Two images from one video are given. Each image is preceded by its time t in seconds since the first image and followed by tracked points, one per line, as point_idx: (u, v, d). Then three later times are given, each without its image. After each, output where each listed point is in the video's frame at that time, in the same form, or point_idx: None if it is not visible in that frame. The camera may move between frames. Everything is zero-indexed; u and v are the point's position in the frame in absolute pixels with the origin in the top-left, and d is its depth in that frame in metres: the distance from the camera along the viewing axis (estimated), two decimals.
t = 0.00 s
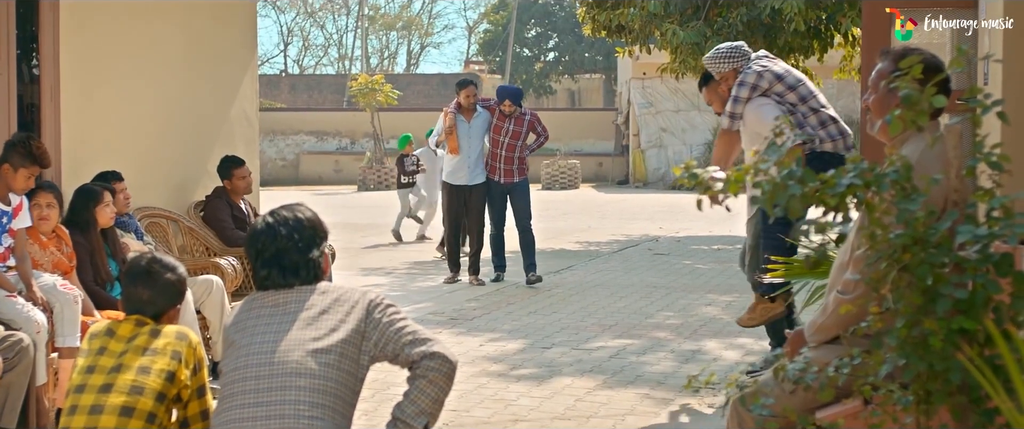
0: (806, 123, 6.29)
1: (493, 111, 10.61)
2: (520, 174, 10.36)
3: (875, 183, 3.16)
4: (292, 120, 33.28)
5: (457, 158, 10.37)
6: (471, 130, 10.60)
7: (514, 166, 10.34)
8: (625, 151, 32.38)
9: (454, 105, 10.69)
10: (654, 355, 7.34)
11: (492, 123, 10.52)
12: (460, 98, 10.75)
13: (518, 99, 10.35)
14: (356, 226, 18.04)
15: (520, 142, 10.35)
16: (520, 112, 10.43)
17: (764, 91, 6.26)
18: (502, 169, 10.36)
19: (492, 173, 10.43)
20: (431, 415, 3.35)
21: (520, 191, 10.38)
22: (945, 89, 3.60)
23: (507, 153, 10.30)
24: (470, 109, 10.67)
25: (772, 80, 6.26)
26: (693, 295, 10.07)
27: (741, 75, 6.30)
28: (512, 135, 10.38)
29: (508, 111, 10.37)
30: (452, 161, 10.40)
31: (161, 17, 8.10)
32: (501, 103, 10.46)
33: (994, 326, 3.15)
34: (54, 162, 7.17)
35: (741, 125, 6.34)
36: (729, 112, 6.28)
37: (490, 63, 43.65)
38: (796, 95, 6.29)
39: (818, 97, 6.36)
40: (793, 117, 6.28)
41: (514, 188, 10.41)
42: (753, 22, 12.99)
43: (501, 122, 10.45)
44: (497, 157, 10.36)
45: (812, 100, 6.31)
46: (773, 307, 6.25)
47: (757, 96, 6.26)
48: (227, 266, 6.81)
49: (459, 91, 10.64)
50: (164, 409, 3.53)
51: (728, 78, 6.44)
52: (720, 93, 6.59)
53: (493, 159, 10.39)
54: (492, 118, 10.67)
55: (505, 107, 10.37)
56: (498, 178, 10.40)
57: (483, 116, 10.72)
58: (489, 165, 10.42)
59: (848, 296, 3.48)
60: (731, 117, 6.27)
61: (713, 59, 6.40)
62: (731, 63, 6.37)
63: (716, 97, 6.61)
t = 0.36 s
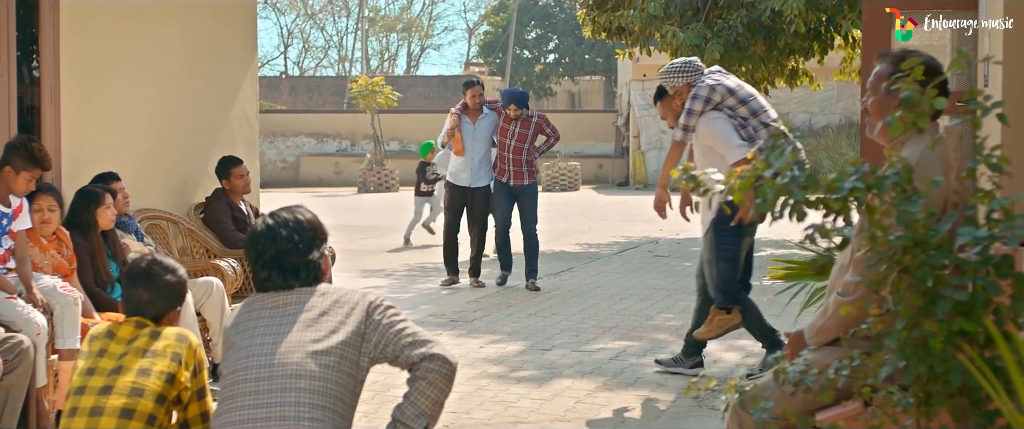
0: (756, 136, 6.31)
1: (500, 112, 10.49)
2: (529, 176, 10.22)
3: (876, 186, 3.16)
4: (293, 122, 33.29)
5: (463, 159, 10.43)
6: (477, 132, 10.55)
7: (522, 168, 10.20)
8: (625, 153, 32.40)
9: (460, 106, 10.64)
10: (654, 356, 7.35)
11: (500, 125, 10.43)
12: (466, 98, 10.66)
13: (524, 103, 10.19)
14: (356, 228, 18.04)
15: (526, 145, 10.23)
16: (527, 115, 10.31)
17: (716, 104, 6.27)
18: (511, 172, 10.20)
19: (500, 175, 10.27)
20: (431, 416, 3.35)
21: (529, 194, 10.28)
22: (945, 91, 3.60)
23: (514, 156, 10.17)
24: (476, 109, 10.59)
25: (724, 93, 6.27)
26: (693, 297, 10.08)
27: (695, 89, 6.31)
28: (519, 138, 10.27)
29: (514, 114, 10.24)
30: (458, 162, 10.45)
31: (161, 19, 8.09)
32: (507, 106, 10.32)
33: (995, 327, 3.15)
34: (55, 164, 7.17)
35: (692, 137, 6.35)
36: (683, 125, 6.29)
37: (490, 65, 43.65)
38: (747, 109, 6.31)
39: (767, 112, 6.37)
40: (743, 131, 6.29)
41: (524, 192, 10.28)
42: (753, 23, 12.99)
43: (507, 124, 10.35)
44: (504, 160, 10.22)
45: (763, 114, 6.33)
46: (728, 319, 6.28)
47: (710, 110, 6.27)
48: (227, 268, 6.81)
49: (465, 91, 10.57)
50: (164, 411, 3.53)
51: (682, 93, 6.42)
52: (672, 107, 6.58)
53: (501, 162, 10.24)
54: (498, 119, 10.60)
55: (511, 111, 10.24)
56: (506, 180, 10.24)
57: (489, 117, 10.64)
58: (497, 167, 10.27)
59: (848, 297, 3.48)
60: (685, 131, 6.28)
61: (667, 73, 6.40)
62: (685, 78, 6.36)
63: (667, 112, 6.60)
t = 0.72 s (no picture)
0: (716, 139, 6.36)
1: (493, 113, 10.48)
2: (527, 177, 10.18)
3: (875, 186, 3.16)
4: (293, 122, 33.31)
5: (457, 162, 10.33)
6: (470, 134, 10.53)
7: (520, 168, 10.18)
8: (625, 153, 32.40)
9: (452, 108, 10.59)
10: (654, 356, 7.35)
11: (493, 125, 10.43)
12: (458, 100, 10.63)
13: (516, 100, 10.21)
14: (356, 229, 18.03)
15: (523, 144, 10.26)
16: (520, 113, 10.34)
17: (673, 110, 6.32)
18: (509, 172, 10.16)
19: (498, 177, 10.22)
20: (431, 417, 3.35)
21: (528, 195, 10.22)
22: (944, 92, 3.60)
23: (512, 156, 10.17)
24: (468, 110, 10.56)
25: (680, 99, 6.34)
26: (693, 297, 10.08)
27: (652, 96, 6.37)
28: (514, 138, 10.30)
29: (507, 113, 10.23)
30: (452, 165, 10.33)
31: (161, 19, 8.09)
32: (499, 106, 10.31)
33: (995, 327, 3.15)
34: (55, 164, 7.17)
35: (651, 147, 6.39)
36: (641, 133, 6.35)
37: (490, 65, 43.64)
38: (704, 112, 6.37)
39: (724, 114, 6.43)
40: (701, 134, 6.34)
41: (523, 192, 10.22)
42: (753, 24, 12.99)
43: (501, 124, 10.37)
44: (502, 160, 10.20)
45: (721, 116, 6.39)
46: (679, 320, 6.39)
47: (668, 116, 6.32)
48: (227, 268, 6.81)
49: (457, 92, 10.56)
50: (164, 411, 3.52)
51: (639, 100, 6.47)
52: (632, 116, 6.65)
53: (498, 163, 10.21)
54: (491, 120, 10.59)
55: (503, 110, 10.23)
56: (504, 181, 10.20)
57: (481, 118, 10.63)
58: (494, 169, 10.22)
59: (848, 298, 3.48)
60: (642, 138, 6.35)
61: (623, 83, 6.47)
62: (641, 85, 6.42)
63: (628, 121, 6.67)
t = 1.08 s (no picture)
0: (699, 171, 6.32)
1: (489, 111, 10.46)
2: (523, 176, 10.19)
3: (875, 186, 3.16)
4: (293, 123, 33.30)
5: (453, 161, 10.31)
6: (466, 133, 10.52)
7: (515, 166, 10.19)
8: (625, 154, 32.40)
9: (449, 106, 10.57)
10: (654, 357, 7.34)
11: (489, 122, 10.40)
12: (454, 98, 10.60)
13: (511, 92, 10.16)
14: (356, 229, 18.02)
15: (518, 141, 10.25)
16: (516, 110, 10.33)
17: (656, 137, 6.25)
18: (504, 170, 10.18)
19: (493, 175, 10.24)
20: (432, 418, 3.35)
21: (523, 194, 10.21)
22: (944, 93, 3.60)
23: (508, 153, 10.18)
24: (464, 109, 10.55)
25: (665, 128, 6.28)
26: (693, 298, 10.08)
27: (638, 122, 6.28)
28: (511, 134, 10.28)
29: (501, 106, 10.23)
30: (447, 164, 10.31)
31: (161, 19, 8.09)
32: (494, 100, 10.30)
33: (995, 328, 3.15)
34: (54, 165, 7.17)
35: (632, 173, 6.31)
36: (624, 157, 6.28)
37: (490, 66, 43.62)
38: (689, 144, 6.33)
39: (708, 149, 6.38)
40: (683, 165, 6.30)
41: (518, 190, 10.21)
42: (753, 24, 12.99)
43: (497, 121, 10.35)
44: (497, 158, 10.22)
45: (704, 149, 6.35)
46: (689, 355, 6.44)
47: (653, 143, 6.25)
48: (227, 269, 6.81)
49: (454, 91, 10.55)
50: (164, 412, 3.52)
51: (624, 125, 6.42)
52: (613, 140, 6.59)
53: (494, 161, 10.23)
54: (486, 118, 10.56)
55: (499, 103, 10.23)
56: (500, 179, 10.21)
57: (477, 117, 10.61)
58: (490, 168, 10.24)
59: (848, 299, 3.48)
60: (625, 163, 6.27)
61: (610, 105, 6.41)
62: (629, 110, 6.38)
63: (608, 144, 6.61)
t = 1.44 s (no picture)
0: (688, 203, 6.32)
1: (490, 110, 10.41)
2: (522, 176, 10.19)
3: (874, 186, 3.16)
4: (293, 123, 33.29)
5: (454, 161, 10.25)
6: (467, 132, 10.46)
7: (515, 166, 10.19)
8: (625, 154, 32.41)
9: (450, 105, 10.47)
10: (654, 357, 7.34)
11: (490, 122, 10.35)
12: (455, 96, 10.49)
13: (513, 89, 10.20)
14: (356, 229, 18.02)
15: (519, 140, 10.21)
16: (517, 110, 10.30)
17: (651, 163, 6.23)
18: (503, 170, 10.19)
19: (493, 175, 10.25)
20: (432, 419, 3.35)
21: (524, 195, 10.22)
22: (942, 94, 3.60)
23: (508, 152, 10.16)
24: (465, 108, 10.46)
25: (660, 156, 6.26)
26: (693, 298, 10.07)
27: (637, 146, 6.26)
28: (512, 133, 10.23)
29: (503, 104, 10.21)
30: (448, 164, 10.26)
31: (161, 19, 8.09)
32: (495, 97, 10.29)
33: (995, 328, 3.15)
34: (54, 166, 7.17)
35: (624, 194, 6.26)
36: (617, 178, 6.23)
37: (490, 66, 43.59)
38: (684, 174, 6.32)
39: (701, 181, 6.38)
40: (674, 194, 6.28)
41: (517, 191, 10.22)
42: (753, 24, 12.99)
43: (498, 120, 10.29)
44: (497, 157, 10.20)
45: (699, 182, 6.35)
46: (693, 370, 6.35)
47: (648, 169, 6.21)
48: (227, 269, 6.80)
49: (455, 89, 10.47)
50: (164, 412, 3.52)
51: (623, 147, 6.39)
52: (607, 159, 6.56)
53: (494, 161, 10.21)
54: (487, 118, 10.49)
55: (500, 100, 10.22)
56: (499, 179, 10.22)
57: (478, 117, 10.53)
58: (489, 167, 10.25)
59: (848, 299, 3.48)
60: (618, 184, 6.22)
61: (612, 125, 6.39)
62: (631, 132, 6.36)
63: (601, 162, 6.57)
